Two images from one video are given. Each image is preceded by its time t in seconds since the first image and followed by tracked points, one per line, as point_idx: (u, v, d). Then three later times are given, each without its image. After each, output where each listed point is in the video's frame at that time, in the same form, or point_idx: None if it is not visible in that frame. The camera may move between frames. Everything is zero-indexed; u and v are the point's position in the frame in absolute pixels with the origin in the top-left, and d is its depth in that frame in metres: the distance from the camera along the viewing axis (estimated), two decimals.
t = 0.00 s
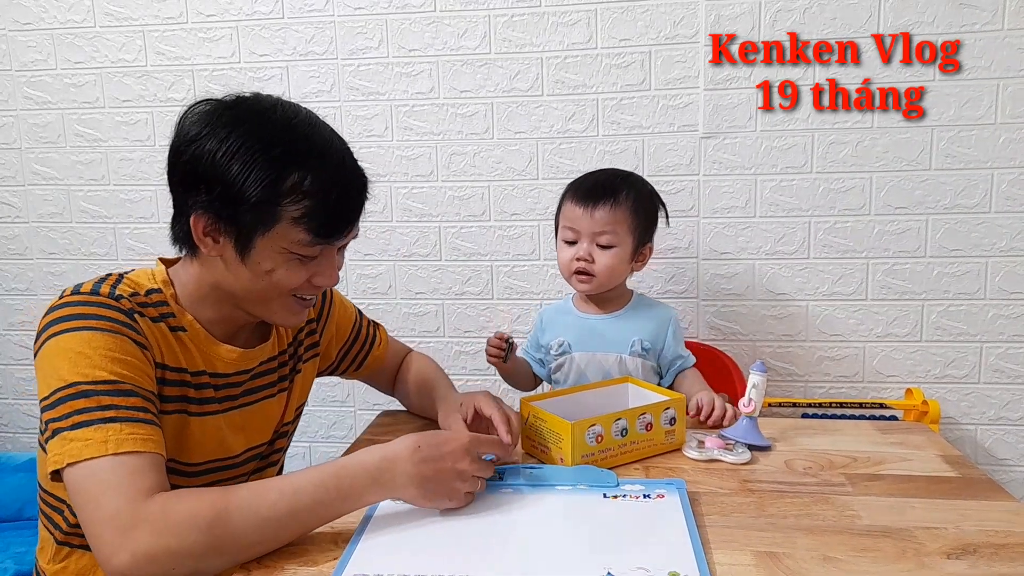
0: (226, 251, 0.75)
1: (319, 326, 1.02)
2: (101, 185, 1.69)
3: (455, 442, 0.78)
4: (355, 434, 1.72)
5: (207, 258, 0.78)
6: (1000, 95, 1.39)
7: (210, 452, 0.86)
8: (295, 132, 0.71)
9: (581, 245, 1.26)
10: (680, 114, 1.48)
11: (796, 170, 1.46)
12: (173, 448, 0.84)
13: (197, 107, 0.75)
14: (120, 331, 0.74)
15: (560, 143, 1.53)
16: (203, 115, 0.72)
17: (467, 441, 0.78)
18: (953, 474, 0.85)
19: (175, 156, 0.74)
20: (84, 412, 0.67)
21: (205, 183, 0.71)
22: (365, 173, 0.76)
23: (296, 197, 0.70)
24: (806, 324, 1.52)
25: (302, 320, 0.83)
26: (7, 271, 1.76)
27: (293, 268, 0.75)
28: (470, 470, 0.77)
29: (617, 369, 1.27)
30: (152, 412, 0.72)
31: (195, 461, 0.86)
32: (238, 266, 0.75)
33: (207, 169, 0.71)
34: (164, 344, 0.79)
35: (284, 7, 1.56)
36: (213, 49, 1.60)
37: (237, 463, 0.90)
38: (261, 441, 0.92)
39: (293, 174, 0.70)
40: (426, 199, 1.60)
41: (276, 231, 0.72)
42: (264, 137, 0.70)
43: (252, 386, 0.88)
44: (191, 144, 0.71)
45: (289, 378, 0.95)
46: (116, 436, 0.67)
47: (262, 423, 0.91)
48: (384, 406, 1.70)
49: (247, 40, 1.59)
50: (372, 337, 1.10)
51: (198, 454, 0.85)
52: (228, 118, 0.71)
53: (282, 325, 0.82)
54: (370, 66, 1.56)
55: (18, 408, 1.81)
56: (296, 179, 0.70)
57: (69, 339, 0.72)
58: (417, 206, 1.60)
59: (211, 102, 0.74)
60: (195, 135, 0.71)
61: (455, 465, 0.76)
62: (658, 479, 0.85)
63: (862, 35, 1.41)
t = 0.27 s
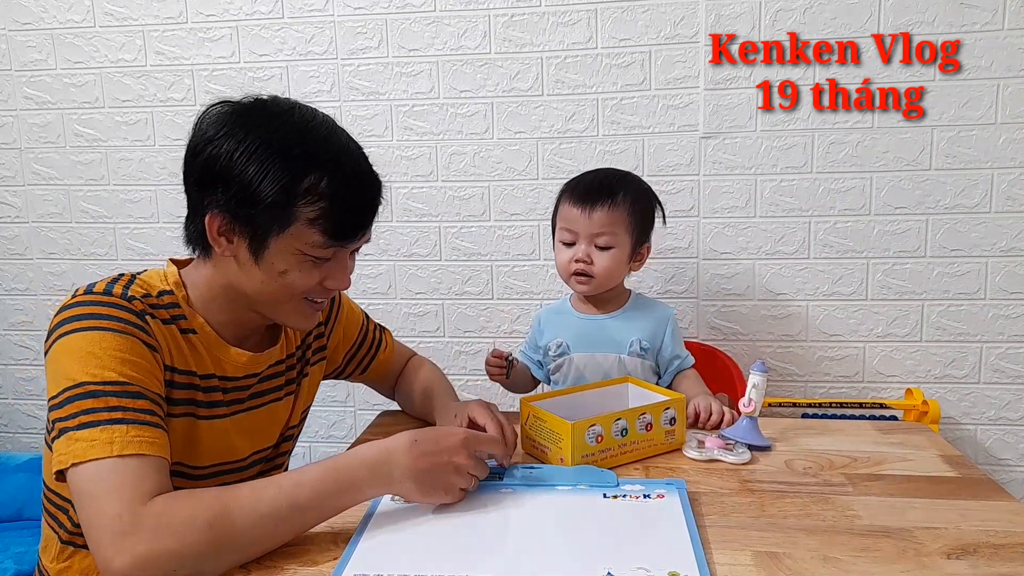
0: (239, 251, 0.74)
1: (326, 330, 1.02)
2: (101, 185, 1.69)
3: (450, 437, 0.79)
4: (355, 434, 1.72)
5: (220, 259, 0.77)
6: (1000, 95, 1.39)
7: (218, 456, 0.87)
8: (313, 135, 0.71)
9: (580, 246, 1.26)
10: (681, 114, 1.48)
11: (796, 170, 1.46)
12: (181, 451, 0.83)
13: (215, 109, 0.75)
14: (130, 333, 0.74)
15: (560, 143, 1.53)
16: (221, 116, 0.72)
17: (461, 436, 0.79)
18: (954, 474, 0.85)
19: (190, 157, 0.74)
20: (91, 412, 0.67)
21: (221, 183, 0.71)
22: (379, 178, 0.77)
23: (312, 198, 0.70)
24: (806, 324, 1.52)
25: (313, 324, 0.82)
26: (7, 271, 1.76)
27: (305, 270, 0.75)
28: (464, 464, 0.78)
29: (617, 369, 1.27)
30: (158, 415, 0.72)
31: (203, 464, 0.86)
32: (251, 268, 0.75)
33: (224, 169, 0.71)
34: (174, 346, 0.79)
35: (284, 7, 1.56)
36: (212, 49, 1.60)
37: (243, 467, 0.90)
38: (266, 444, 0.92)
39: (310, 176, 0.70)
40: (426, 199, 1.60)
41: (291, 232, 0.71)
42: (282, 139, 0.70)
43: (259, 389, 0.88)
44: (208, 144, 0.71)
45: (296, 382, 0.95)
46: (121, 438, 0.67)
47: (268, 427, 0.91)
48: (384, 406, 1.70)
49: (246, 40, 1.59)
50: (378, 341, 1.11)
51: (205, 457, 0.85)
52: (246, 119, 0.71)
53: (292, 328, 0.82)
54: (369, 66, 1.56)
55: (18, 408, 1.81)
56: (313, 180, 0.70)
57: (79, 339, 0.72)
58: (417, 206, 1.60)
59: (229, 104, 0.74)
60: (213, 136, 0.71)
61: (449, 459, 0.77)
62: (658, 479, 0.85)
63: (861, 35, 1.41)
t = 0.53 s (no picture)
0: (257, 254, 0.74)
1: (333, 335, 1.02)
2: (101, 185, 1.69)
3: (434, 432, 0.80)
4: (355, 434, 1.72)
5: (236, 261, 0.77)
6: (1000, 95, 1.39)
7: (225, 460, 0.87)
8: (331, 138, 0.71)
9: (581, 247, 1.26)
10: (681, 114, 1.48)
11: (796, 170, 1.46)
12: (188, 456, 0.84)
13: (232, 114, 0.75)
14: (139, 338, 0.73)
15: (560, 143, 1.53)
16: (238, 120, 0.72)
17: (446, 429, 0.80)
18: (953, 474, 0.85)
19: (207, 161, 0.74)
20: (92, 419, 0.67)
21: (240, 187, 0.71)
22: (395, 181, 0.77)
23: (331, 201, 0.71)
24: (806, 324, 1.52)
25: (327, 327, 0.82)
26: (7, 271, 1.76)
27: (322, 273, 0.75)
28: (455, 456, 0.78)
29: (617, 370, 1.27)
30: (160, 424, 0.71)
31: (210, 467, 0.86)
32: (268, 270, 0.75)
33: (242, 172, 0.70)
34: (182, 351, 0.79)
35: (284, 7, 1.56)
36: (212, 49, 1.60)
37: (249, 470, 0.91)
38: (272, 447, 0.93)
39: (329, 178, 0.70)
40: (427, 199, 1.60)
41: (309, 234, 0.71)
42: (301, 141, 0.70)
43: (266, 392, 0.88)
44: (227, 147, 0.71)
45: (303, 384, 0.95)
46: (120, 447, 0.67)
47: (274, 430, 0.92)
48: (384, 406, 1.70)
49: (246, 40, 1.59)
50: (383, 343, 1.11)
51: (212, 461, 0.86)
52: (264, 123, 0.71)
53: (306, 331, 0.82)
54: (369, 66, 1.56)
55: (18, 408, 1.81)
56: (332, 183, 0.70)
57: (88, 343, 0.71)
58: (417, 206, 1.60)
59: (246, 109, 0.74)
60: (230, 140, 0.71)
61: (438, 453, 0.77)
62: (658, 479, 0.85)
63: (861, 35, 1.41)
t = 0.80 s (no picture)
0: (265, 258, 0.74)
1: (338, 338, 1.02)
2: (101, 185, 1.69)
3: (429, 436, 0.80)
4: (355, 434, 1.72)
5: (244, 265, 0.77)
6: (1000, 95, 1.39)
7: (227, 462, 0.87)
8: (339, 142, 0.71)
9: (580, 248, 1.26)
10: (681, 114, 1.48)
11: (796, 170, 1.46)
12: (191, 458, 0.84)
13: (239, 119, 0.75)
14: (143, 342, 0.73)
15: (560, 143, 1.53)
16: (246, 125, 0.72)
17: (442, 433, 0.80)
18: (954, 474, 0.85)
19: (216, 166, 0.74)
20: (92, 424, 0.67)
21: (249, 191, 0.71)
22: (403, 183, 0.77)
23: (340, 204, 0.71)
24: (806, 324, 1.52)
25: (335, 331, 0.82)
26: (7, 271, 1.76)
27: (331, 277, 0.75)
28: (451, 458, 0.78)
29: (616, 371, 1.27)
30: (161, 430, 0.71)
31: (212, 470, 0.86)
32: (276, 275, 0.75)
33: (251, 177, 0.70)
34: (187, 353, 0.78)
35: (284, 7, 1.56)
36: (212, 49, 1.60)
37: (251, 472, 0.91)
38: (277, 447, 0.93)
39: (338, 182, 0.70)
40: (427, 199, 1.60)
41: (319, 238, 0.71)
42: (309, 146, 0.70)
43: (272, 393, 0.88)
44: (236, 153, 0.71)
45: (308, 385, 0.95)
46: (119, 453, 0.66)
47: (278, 432, 0.92)
48: (384, 407, 1.70)
49: (246, 40, 1.59)
50: (386, 343, 1.11)
51: (214, 463, 0.86)
52: (272, 128, 0.71)
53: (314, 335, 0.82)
54: (369, 66, 1.56)
55: (18, 408, 1.81)
56: (341, 187, 0.70)
57: (91, 346, 0.71)
58: (417, 206, 1.60)
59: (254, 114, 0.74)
60: (239, 145, 0.71)
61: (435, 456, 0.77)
62: (658, 478, 0.85)
63: (861, 36, 1.41)
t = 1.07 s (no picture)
0: (273, 262, 0.74)
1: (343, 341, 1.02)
2: (101, 185, 1.69)
3: (428, 438, 0.80)
4: (355, 434, 1.72)
5: (251, 269, 0.77)
6: (1000, 95, 1.39)
7: (231, 465, 0.87)
8: (347, 146, 0.71)
9: (580, 249, 1.26)
10: (681, 114, 1.48)
11: (796, 170, 1.46)
12: (195, 461, 0.84)
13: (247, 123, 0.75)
14: (147, 345, 0.73)
15: (560, 143, 1.53)
16: (255, 129, 0.72)
17: (441, 435, 0.80)
18: (954, 474, 0.85)
19: (223, 170, 0.73)
20: (95, 427, 0.67)
21: (257, 196, 0.71)
22: (410, 188, 0.77)
23: (348, 209, 0.71)
24: (806, 324, 1.52)
25: (341, 336, 0.82)
26: (7, 271, 1.76)
27: (338, 282, 0.75)
28: (450, 459, 0.78)
29: (616, 372, 1.28)
30: (163, 434, 0.71)
31: (216, 473, 0.86)
32: (284, 279, 0.75)
33: (259, 181, 0.70)
34: (191, 355, 0.78)
35: (284, 7, 1.56)
36: (212, 49, 1.60)
37: (255, 474, 0.91)
38: (280, 450, 0.93)
39: (347, 186, 0.70)
40: (427, 199, 1.60)
41: (327, 243, 0.71)
42: (318, 150, 0.70)
43: (276, 396, 0.88)
44: (244, 157, 0.71)
45: (313, 388, 0.95)
46: (121, 457, 0.66)
47: (282, 434, 0.92)
48: (384, 407, 1.70)
49: (247, 40, 1.59)
50: (389, 346, 1.11)
51: (218, 466, 0.86)
52: (281, 132, 0.71)
53: (320, 340, 0.82)
54: (369, 65, 1.56)
55: (18, 408, 1.81)
56: (349, 191, 0.70)
57: (95, 347, 0.71)
58: (417, 206, 1.60)
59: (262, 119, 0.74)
60: (248, 149, 0.71)
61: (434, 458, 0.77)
62: (658, 479, 0.85)
63: (860, 36, 1.41)
